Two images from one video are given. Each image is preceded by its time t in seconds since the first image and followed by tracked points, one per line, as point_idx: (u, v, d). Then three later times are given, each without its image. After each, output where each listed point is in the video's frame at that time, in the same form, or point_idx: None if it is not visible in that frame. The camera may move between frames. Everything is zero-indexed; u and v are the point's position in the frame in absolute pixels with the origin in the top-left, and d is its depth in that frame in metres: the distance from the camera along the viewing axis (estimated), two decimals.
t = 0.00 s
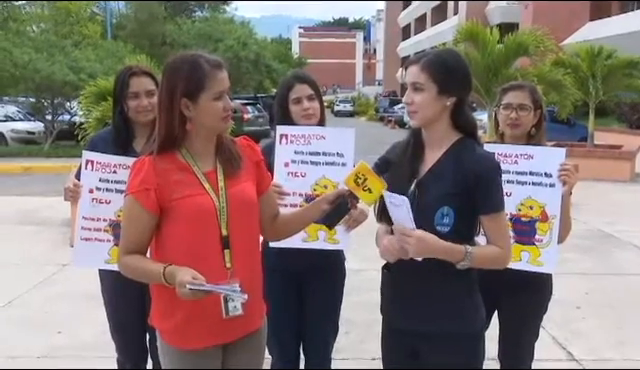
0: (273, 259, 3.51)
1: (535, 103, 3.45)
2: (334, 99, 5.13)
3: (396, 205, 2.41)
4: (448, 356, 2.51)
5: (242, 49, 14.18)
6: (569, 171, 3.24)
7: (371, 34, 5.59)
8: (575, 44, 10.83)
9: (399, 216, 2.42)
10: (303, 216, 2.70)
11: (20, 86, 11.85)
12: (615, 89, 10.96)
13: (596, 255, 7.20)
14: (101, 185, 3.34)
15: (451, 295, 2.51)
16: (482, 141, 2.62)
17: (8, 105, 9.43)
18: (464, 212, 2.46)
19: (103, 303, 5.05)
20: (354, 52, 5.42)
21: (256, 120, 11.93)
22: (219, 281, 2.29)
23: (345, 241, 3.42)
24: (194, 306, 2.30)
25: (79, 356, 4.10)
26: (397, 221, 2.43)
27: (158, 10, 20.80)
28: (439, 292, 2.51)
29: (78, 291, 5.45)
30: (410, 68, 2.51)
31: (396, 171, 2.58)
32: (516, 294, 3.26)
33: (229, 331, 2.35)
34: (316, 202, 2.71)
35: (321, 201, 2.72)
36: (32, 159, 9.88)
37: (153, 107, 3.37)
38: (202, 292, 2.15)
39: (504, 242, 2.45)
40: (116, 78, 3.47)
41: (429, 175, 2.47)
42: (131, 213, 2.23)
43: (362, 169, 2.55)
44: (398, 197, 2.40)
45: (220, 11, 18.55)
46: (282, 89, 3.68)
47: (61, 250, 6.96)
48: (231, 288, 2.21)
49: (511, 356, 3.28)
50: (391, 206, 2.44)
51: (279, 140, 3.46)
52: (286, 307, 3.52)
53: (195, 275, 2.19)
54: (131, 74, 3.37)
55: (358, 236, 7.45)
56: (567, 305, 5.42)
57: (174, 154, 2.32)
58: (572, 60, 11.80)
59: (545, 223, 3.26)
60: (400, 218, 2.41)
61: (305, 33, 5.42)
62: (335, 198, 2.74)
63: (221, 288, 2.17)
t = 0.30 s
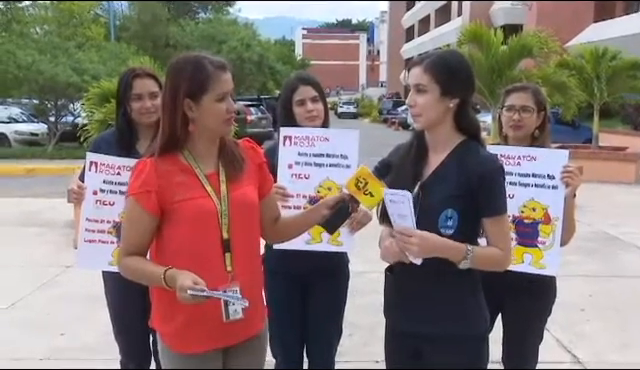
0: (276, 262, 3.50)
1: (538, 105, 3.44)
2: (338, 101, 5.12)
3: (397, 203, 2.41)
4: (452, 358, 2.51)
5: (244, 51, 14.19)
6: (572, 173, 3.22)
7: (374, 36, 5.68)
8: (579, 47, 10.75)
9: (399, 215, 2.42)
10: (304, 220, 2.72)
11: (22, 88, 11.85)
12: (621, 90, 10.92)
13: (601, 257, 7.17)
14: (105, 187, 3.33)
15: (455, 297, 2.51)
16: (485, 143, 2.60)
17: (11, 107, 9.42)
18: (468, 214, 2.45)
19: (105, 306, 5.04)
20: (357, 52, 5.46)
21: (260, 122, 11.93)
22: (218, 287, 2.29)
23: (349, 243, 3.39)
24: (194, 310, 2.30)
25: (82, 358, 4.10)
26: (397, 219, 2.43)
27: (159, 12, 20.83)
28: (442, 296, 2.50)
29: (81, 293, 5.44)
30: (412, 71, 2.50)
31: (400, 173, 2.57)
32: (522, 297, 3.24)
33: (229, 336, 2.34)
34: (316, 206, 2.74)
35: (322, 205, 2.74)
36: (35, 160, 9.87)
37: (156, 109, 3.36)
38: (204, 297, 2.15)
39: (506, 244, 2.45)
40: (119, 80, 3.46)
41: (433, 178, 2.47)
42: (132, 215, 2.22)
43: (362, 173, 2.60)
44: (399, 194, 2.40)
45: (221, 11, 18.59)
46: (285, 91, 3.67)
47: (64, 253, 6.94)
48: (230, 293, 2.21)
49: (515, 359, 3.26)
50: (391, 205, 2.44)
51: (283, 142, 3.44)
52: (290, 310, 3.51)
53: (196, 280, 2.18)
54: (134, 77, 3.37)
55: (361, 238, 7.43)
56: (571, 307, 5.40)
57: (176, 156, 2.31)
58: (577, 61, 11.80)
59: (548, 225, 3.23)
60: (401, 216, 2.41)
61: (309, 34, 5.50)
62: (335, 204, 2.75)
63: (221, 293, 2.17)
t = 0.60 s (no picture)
0: (280, 266, 3.46)
1: (543, 106, 3.38)
2: (344, 102, 5.07)
3: (405, 202, 2.36)
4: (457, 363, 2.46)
5: (249, 53, 14.14)
6: (577, 176, 3.18)
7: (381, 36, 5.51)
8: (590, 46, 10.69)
9: (406, 216, 2.36)
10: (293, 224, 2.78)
11: (25, 89, 11.81)
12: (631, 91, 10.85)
13: (611, 261, 7.10)
14: (109, 189, 3.29)
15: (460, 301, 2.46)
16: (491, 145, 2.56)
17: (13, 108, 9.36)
18: (474, 218, 2.41)
19: (107, 310, 4.99)
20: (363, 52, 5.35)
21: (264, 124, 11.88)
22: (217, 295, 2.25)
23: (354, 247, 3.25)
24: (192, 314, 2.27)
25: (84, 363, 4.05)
26: (404, 221, 2.37)
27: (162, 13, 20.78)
28: (448, 301, 2.47)
29: (83, 297, 5.38)
30: (418, 72, 2.46)
31: (406, 174, 2.51)
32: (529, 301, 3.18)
33: (226, 343, 2.31)
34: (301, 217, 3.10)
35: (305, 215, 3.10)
36: (38, 163, 9.81)
37: (160, 111, 3.33)
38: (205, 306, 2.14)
39: (514, 248, 2.42)
40: (123, 81, 3.43)
41: (439, 181, 2.42)
42: (133, 215, 2.19)
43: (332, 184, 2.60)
44: (408, 192, 2.35)
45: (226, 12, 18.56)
46: (290, 92, 3.62)
47: (66, 255, 6.88)
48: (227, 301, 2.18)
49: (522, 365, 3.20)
50: (398, 205, 2.37)
51: (287, 144, 3.40)
52: (294, 314, 3.46)
53: (197, 287, 2.16)
54: (137, 78, 3.33)
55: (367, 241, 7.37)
56: (580, 312, 5.34)
57: (180, 157, 2.27)
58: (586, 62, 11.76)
59: (553, 228, 3.18)
60: (408, 218, 2.36)
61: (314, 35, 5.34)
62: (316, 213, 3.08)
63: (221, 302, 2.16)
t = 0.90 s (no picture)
0: (285, 268, 3.40)
1: (550, 107, 3.26)
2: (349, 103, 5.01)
3: (420, 202, 2.31)
4: None
5: (253, 53, 14.05)
6: (583, 177, 3.09)
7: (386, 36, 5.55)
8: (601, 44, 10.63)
9: (419, 216, 2.32)
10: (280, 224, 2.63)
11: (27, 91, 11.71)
12: None
13: (621, 265, 7.01)
14: (111, 191, 3.24)
15: (468, 306, 2.41)
16: (498, 146, 2.51)
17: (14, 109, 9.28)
18: (482, 220, 2.36)
19: (108, 314, 4.93)
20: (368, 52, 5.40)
21: (268, 126, 11.83)
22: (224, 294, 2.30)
23: (358, 252, 3.23)
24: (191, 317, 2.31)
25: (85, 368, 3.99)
26: (417, 222, 2.32)
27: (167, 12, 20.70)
28: (456, 307, 2.41)
29: (83, 301, 5.31)
30: (423, 72, 2.40)
31: (412, 174, 2.47)
32: (540, 307, 3.11)
33: (225, 345, 2.34)
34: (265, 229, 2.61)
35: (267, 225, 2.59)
36: (39, 164, 9.73)
37: (162, 113, 3.25)
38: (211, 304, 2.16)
39: (524, 250, 2.35)
40: (125, 82, 3.37)
41: (447, 182, 2.37)
42: (133, 219, 2.20)
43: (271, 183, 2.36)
44: (423, 192, 2.31)
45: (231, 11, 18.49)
46: (295, 93, 3.55)
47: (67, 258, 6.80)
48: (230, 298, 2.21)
49: None
50: (412, 206, 2.33)
51: (291, 145, 3.33)
52: (299, 318, 3.41)
53: (202, 286, 2.17)
54: (139, 79, 3.26)
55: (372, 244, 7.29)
56: (591, 317, 5.26)
57: (178, 161, 2.29)
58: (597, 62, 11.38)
59: (559, 231, 3.08)
60: (422, 218, 2.31)
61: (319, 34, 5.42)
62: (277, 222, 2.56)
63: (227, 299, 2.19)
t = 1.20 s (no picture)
0: (291, 272, 3.34)
1: (560, 108, 3.19)
2: (357, 103, 4.96)
3: (433, 202, 2.26)
4: None
5: (258, 52, 13.95)
6: (596, 178, 3.01)
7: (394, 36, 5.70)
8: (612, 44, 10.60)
9: (432, 216, 2.27)
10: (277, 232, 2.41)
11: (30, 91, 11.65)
12: None
13: (633, 269, 6.94)
14: (113, 193, 3.18)
15: (478, 313, 2.35)
16: (507, 146, 2.50)
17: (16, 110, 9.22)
18: (493, 221, 2.32)
19: (112, 318, 4.87)
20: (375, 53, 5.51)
21: (273, 126, 11.77)
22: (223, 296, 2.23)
23: (367, 256, 3.15)
24: (193, 322, 2.26)
25: None
26: (429, 222, 2.27)
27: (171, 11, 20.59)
28: (470, 312, 2.35)
29: (86, 305, 5.26)
30: (437, 71, 2.35)
31: (422, 174, 2.40)
32: (553, 313, 3.03)
33: (230, 352, 2.28)
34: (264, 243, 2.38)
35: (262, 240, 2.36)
36: (41, 166, 9.67)
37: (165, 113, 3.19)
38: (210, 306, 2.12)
39: (536, 251, 2.32)
40: (129, 82, 3.31)
41: (457, 185, 2.32)
42: (133, 224, 2.15)
43: (235, 182, 2.19)
44: (436, 191, 2.26)
45: (236, 10, 18.36)
46: (302, 93, 3.49)
47: (70, 260, 6.74)
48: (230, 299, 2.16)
49: None
50: (425, 206, 2.28)
51: (298, 146, 3.28)
52: (305, 323, 3.34)
53: (202, 288, 2.13)
54: (142, 80, 3.20)
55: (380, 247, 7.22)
56: (604, 322, 5.19)
57: (177, 164, 2.24)
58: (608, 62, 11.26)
59: (571, 234, 3.02)
60: (435, 217, 2.26)
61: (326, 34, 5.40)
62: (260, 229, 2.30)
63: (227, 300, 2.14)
